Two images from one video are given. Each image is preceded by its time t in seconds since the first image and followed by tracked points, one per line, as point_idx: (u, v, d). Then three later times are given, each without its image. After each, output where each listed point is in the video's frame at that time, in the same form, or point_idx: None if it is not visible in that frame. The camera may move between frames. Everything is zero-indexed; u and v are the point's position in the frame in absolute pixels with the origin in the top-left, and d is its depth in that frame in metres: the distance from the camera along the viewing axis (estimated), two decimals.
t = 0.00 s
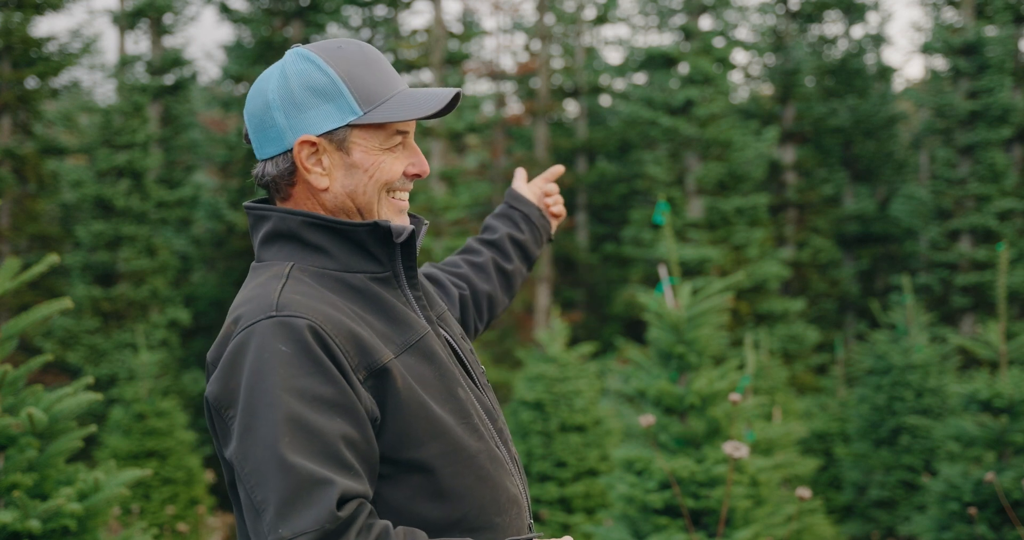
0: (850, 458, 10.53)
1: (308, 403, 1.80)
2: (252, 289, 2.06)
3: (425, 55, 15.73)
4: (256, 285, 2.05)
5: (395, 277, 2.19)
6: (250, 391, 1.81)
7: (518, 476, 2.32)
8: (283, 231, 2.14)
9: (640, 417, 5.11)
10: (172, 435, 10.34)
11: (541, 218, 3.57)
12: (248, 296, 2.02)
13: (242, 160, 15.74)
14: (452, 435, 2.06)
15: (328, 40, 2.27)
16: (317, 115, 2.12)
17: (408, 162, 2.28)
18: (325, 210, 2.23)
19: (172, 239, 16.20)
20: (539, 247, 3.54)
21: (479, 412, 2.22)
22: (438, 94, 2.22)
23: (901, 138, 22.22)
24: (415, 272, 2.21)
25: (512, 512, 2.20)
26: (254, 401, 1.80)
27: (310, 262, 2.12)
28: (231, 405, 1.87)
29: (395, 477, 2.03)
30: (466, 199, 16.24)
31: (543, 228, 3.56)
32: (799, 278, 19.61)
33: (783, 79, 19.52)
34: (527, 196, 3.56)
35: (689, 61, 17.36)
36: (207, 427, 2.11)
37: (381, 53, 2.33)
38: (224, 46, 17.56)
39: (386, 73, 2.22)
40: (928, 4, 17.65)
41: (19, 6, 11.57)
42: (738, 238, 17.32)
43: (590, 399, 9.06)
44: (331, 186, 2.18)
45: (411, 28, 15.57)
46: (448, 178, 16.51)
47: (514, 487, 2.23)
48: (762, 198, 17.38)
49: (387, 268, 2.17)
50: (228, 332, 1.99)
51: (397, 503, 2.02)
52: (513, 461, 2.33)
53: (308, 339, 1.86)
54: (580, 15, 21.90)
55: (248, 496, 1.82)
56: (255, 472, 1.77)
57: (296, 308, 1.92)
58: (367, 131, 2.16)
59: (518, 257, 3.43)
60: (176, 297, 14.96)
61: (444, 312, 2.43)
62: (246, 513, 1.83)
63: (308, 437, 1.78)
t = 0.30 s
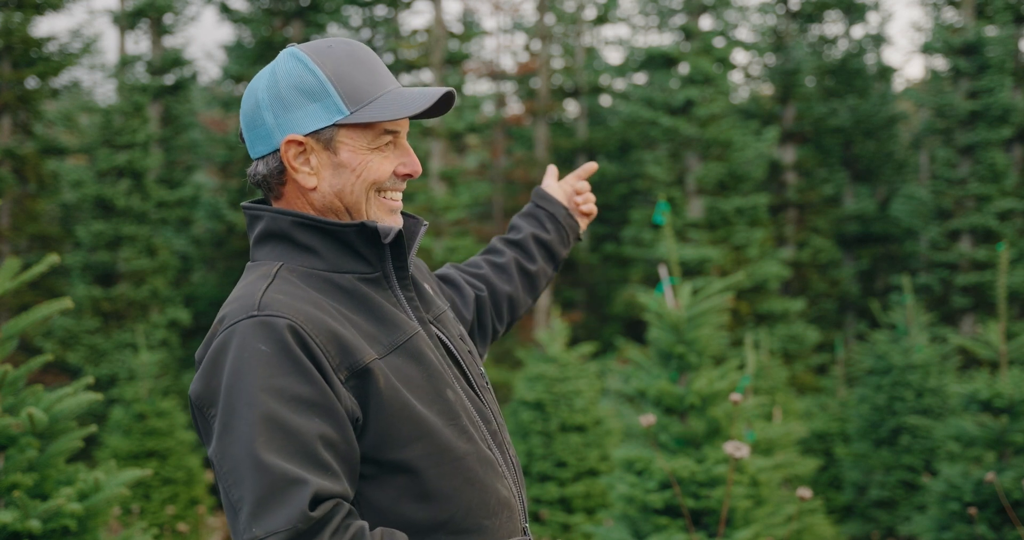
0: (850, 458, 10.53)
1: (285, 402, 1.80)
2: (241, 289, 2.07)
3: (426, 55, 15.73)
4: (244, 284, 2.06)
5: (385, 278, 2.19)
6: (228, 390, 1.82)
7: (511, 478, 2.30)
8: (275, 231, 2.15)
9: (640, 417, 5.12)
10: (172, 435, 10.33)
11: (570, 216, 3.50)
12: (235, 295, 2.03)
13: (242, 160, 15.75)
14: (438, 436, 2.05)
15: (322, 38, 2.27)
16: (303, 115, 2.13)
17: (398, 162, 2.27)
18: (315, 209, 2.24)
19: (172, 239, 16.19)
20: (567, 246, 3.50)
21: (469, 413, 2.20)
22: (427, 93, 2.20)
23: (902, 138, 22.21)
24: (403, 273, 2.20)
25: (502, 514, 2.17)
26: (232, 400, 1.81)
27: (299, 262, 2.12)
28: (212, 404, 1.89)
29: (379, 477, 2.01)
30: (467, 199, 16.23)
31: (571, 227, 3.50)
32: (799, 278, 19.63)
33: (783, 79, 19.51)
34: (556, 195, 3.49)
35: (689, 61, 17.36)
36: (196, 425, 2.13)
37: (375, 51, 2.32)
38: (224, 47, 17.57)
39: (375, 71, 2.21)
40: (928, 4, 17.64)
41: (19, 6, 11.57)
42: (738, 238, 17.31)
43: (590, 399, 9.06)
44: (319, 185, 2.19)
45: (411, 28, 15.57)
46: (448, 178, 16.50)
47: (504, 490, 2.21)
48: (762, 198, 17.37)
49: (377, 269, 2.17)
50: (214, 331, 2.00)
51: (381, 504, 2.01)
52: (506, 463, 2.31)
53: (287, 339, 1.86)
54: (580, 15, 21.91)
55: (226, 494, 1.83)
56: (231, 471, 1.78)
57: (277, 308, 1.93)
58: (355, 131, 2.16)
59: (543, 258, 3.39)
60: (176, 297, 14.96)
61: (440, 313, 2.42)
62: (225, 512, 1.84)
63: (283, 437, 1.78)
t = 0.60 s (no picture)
0: (850, 458, 10.53)
1: (273, 401, 1.80)
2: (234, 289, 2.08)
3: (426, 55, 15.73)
4: (236, 284, 2.07)
5: (378, 277, 2.18)
6: (216, 389, 1.83)
7: (507, 478, 2.28)
8: (269, 232, 2.16)
9: (640, 417, 5.12)
10: (172, 434, 10.32)
11: (578, 212, 3.47)
12: (227, 295, 2.04)
13: (242, 160, 15.76)
14: (430, 435, 2.04)
15: (315, 39, 2.28)
16: (294, 115, 2.13)
17: (391, 161, 2.26)
18: (308, 209, 2.24)
19: (172, 239, 16.19)
20: (576, 242, 3.47)
21: (463, 413, 2.19)
22: (418, 91, 2.19)
23: (902, 138, 22.19)
24: (397, 273, 2.20)
25: (497, 514, 2.16)
26: (221, 400, 1.82)
27: (292, 262, 2.13)
28: (203, 403, 1.89)
29: (371, 477, 2.01)
30: (467, 199, 16.22)
31: (579, 223, 3.47)
32: (799, 278, 19.63)
33: (783, 79, 19.50)
34: (563, 191, 3.47)
35: (689, 61, 17.37)
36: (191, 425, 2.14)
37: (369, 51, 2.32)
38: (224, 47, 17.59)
39: (367, 70, 2.20)
40: (928, 4, 17.64)
41: (19, 6, 11.57)
42: (738, 238, 17.31)
43: (590, 399, 9.06)
44: (311, 184, 2.19)
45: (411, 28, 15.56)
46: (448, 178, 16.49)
47: (499, 490, 2.19)
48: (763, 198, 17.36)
49: (370, 269, 2.17)
50: (206, 331, 2.01)
51: (373, 504, 2.00)
52: (503, 463, 2.29)
53: (276, 339, 1.87)
54: (580, 15, 21.91)
55: (217, 493, 1.83)
56: (220, 470, 1.79)
57: (266, 307, 1.93)
58: (346, 130, 2.15)
59: (550, 255, 3.37)
60: (176, 297, 14.97)
61: (437, 314, 2.41)
62: (215, 511, 1.85)
63: (270, 436, 1.78)
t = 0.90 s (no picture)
0: (850, 458, 10.53)
1: (273, 399, 1.81)
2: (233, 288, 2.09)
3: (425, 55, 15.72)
4: (235, 283, 2.07)
5: (379, 277, 2.18)
6: (217, 387, 1.83)
7: (507, 478, 2.28)
8: (269, 231, 2.16)
9: (640, 417, 5.12)
10: (172, 435, 10.31)
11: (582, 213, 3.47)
12: (227, 294, 2.04)
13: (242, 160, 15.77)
14: (430, 434, 2.04)
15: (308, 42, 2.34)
16: (261, 116, 2.22)
17: (350, 159, 2.21)
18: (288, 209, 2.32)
19: (172, 239, 16.18)
20: (580, 241, 3.47)
21: (463, 412, 2.19)
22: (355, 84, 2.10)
23: (902, 138, 22.17)
24: (397, 273, 2.20)
25: (497, 513, 2.16)
26: (221, 397, 1.82)
27: (292, 262, 2.13)
28: (203, 401, 1.90)
29: (371, 476, 2.00)
30: (467, 199, 16.21)
31: (584, 224, 3.47)
32: (799, 278, 19.64)
33: (783, 79, 19.50)
34: (569, 190, 3.46)
35: (689, 61, 17.37)
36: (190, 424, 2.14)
37: (352, 47, 2.29)
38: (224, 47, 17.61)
39: (325, 65, 2.18)
40: (928, 4, 17.64)
41: (19, 6, 11.57)
42: (738, 238, 17.31)
43: (590, 399, 9.06)
44: (280, 184, 2.26)
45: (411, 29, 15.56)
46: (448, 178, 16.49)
47: (499, 489, 2.19)
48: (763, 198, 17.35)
49: (370, 268, 2.17)
50: (206, 329, 2.01)
51: (373, 502, 2.00)
52: (503, 462, 2.29)
53: (276, 337, 1.87)
54: (580, 15, 21.91)
55: (217, 490, 1.84)
56: (220, 467, 1.79)
57: (266, 306, 1.93)
58: (298, 128, 2.17)
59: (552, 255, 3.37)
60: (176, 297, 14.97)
61: (437, 314, 2.41)
62: (216, 509, 1.84)
63: (270, 434, 1.77)
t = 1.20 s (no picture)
0: (850, 458, 10.54)
1: (267, 397, 1.81)
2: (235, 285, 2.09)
3: (426, 55, 15.71)
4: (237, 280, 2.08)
5: (379, 278, 2.18)
6: (211, 384, 1.83)
7: (503, 482, 2.27)
8: (272, 229, 2.16)
9: (641, 417, 5.12)
10: (172, 435, 10.31)
11: (599, 250, 3.52)
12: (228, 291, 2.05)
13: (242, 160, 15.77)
14: (426, 434, 2.04)
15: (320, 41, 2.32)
16: (272, 115, 2.21)
17: (361, 168, 2.22)
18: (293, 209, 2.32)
19: (172, 239, 16.18)
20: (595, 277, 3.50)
21: (460, 414, 2.19)
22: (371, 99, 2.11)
23: (902, 138, 22.16)
24: (398, 275, 2.20)
25: (492, 517, 2.15)
26: (215, 394, 1.82)
27: (293, 260, 2.14)
28: (199, 397, 1.90)
29: (366, 477, 2.00)
30: (467, 199, 16.20)
31: (599, 262, 3.50)
32: (799, 278, 19.64)
33: (783, 79, 19.50)
34: (590, 230, 3.53)
35: (689, 61, 17.37)
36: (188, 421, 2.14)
37: (365, 52, 2.29)
38: (224, 47, 17.61)
39: (338, 71, 2.18)
40: (928, 4, 17.63)
41: (18, 6, 11.56)
42: (738, 238, 17.30)
43: (590, 399, 9.06)
44: (287, 185, 2.26)
45: (411, 29, 15.55)
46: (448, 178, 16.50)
47: (495, 493, 2.18)
48: (763, 198, 17.35)
49: (371, 269, 2.17)
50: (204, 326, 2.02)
51: (367, 502, 2.00)
52: (500, 466, 2.28)
53: (272, 336, 1.87)
54: (580, 15, 21.91)
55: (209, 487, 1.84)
56: (212, 463, 1.78)
57: (265, 304, 1.94)
58: (310, 133, 2.17)
59: (565, 285, 3.40)
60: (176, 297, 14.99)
61: (439, 316, 2.41)
62: (208, 507, 1.85)
63: (262, 432, 1.77)
